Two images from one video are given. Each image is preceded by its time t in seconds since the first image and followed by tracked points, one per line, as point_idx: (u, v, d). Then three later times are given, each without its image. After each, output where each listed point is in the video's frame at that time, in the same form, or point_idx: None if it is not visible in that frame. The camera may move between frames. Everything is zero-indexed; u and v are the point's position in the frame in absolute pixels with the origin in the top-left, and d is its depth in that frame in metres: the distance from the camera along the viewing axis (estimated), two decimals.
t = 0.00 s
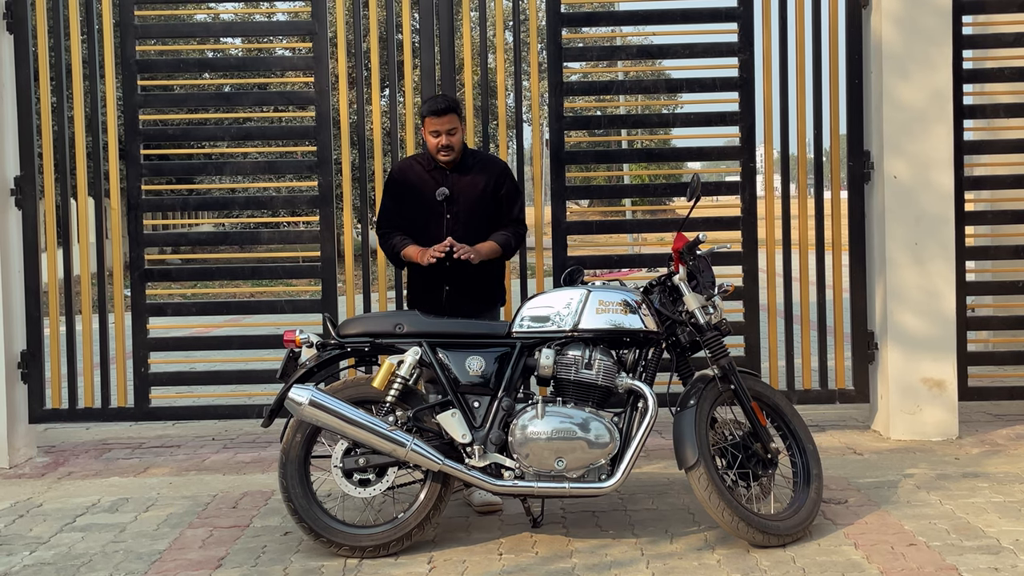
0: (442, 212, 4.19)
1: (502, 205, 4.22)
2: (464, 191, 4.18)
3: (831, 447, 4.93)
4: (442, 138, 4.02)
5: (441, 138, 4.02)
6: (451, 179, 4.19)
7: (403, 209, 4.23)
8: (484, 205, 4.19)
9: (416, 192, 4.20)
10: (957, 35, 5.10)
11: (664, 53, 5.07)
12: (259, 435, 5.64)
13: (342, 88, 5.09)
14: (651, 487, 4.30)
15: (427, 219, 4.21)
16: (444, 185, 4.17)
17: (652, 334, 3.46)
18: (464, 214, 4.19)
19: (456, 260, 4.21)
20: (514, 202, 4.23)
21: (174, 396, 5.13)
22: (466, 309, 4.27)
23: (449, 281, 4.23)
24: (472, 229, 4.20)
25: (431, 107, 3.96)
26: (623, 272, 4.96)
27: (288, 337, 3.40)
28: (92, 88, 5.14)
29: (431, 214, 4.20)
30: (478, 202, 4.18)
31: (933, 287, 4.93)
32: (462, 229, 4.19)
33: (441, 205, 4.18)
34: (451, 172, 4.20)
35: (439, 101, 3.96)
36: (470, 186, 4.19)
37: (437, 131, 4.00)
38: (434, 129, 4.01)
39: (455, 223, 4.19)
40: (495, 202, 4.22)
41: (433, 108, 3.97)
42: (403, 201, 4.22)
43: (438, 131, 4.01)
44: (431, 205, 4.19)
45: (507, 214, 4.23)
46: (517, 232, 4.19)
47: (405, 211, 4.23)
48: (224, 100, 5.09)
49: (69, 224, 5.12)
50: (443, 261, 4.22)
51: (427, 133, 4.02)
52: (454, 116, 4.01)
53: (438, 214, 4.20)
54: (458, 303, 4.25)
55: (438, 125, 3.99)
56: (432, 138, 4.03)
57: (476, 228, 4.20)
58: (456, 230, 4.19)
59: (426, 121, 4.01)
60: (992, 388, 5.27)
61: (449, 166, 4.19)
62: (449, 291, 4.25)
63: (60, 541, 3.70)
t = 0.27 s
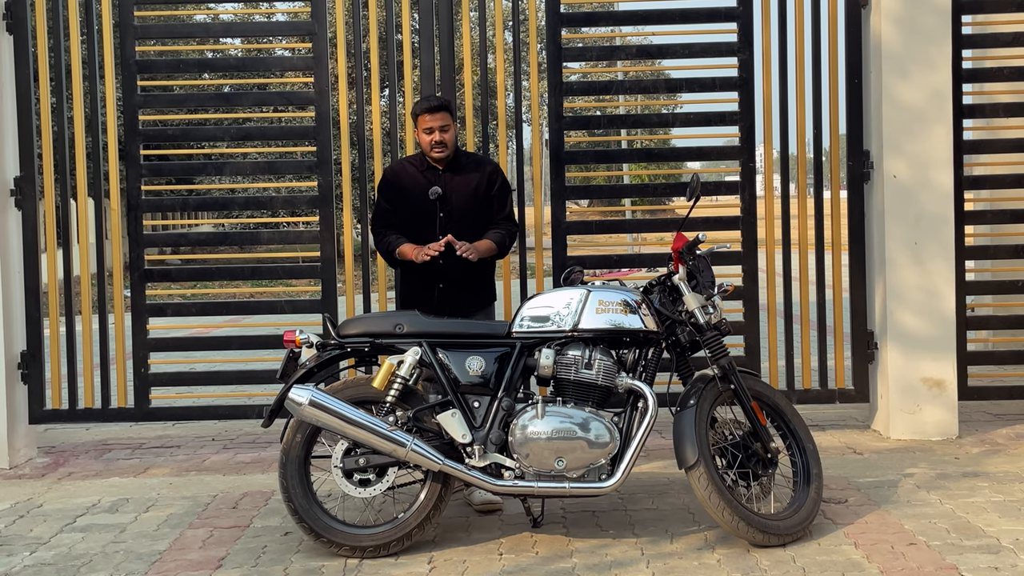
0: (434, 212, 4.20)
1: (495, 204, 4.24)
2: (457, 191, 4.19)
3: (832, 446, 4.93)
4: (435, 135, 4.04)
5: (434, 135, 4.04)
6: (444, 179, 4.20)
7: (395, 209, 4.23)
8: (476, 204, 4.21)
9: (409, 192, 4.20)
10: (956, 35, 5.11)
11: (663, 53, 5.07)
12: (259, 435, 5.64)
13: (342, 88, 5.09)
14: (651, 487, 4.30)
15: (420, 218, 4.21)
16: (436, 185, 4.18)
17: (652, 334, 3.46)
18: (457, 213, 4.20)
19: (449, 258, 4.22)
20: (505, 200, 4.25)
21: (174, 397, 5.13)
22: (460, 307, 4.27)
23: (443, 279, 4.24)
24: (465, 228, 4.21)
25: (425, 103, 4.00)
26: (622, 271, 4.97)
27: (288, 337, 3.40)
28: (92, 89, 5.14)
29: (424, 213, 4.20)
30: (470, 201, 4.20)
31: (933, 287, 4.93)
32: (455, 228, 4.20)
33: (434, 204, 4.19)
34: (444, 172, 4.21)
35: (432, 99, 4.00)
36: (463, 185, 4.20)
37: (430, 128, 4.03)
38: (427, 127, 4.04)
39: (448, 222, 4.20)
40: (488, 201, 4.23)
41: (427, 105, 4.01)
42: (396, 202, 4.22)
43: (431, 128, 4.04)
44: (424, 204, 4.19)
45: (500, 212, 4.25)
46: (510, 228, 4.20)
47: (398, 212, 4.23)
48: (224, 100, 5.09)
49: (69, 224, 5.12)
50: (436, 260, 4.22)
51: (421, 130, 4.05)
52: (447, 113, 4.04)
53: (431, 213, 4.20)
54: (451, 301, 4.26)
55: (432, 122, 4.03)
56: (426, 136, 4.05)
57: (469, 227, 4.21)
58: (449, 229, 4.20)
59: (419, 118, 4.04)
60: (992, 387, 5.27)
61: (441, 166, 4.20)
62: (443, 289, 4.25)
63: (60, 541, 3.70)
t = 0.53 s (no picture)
0: (431, 212, 4.20)
1: (492, 205, 4.25)
2: (454, 191, 4.20)
3: (832, 446, 4.93)
4: (430, 131, 4.04)
5: (429, 130, 4.04)
6: (441, 179, 4.22)
7: (392, 209, 4.23)
8: (474, 204, 4.22)
9: (406, 193, 4.21)
10: (956, 35, 5.11)
11: (663, 53, 5.07)
12: (259, 436, 5.64)
13: (342, 89, 5.08)
14: (651, 487, 4.30)
15: (417, 218, 4.21)
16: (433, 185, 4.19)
17: (652, 334, 3.46)
18: (454, 213, 4.21)
19: (447, 258, 4.21)
20: (504, 201, 4.24)
21: (174, 397, 5.13)
22: (457, 307, 4.26)
23: (440, 279, 4.23)
24: (462, 227, 4.21)
25: (424, 99, 3.99)
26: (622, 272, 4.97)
27: (288, 337, 3.41)
28: (92, 89, 5.14)
29: (420, 213, 4.20)
30: (468, 201, 4.21)
31: (933, 286, 4.93)
32: (452, 228, 4.21)
33: (431, 204, 4.20)
34: (441, 172, 4.23)
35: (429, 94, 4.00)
36: (460, 185, 4.21)
37: (426, 123, 4.03)
38: (423, 122, 4.04)
39: (445, 221, 4.20)
40: (485, 201, 4.24)
41: (424, 100, 4.00)
42: (393, 202, 4.22)
43: (427, 123, 4.04)
44: (421, 204, 4.20)
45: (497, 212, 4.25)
46: (511, 223, 4.16)
47: (395, 212, 4.23)
48: (223, 101, 5.09)
49: (69, 225, 5.12)
50: (433, 260, 4.22)
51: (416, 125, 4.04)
52: (443, 111, 4.04)
53: (428, 214, 4.20)
54: (449, 301, 4.25)
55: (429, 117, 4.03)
56: (421, 131, 4.05)
57: (466, 227, 4.21)
58: (447, 229, 4.21)
59: (416, 115, 4.05)
60: (991, 387, 5.27)
61: (438, 166, 4.22)
62: (440, 289, 4.24)
63: (60, 542, 3.70)
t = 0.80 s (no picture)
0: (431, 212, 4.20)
1: (491, 205, 4.25)
2: (453, 191, 4.20)
3: (832, 447, 4.93)
4: (431, 132, 4.04)
5: (429, 131, 4.04)
6: (441, 179, 4.21)
7: (391, 209, 4.23)
8: (473, 204, 4.22)
9: (405, 194, 4.21)
10: (956, 36, 5.11)
11: (663, 54, 5.07)
12: (260, 436, 5.64)
13: (342, 89, 5.08)
14: (651, 488, 4.30)
15: (416, 218, 4.21)
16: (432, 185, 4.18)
17: (652, 334, 3.46)
18: (454, 212, 4.20)
19: (446, 258, 4.22)
20: (502, 202, 4.26)
21: (174, 398, 5.13)
22: (456, 306, 4.26)
23: (439, 279, 4.23)
24: (461, 227, 4.22)
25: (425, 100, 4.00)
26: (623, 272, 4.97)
27: (288, 338, 3.42)
28: (92, 90, 5.14)
29: (419, 213, 4.20)
30: (467, 201, 4.21)
31: (933, 287, 4.93)
32: (451, 228, 4.21)
33: (430, 204, 4.19)
34: (440, 173, 4.22)
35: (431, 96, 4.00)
36: (459, 185, 4.21)
37: (426, 124, 4.03)
38: (423, 123, 4.04)
39: (444, 221, 4.20)
40: (484, 201, 4.24)
41: (425, 101, 4.01)
42: (393, 204, 4.23)
43: (427, 124, 4.04)
44: (420, 204, 4.20)
45: (496, 212, 4.26)
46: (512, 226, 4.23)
47: (394, 213, 4.23)
48: (223, 101, 5.10)
49: (69, 226, 5.12)
50: (432, 260, 4.22)
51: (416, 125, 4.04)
52: (443, 112, 4.05)
53: (427, 213, 4.20)
54: (448, 301, 4.24)
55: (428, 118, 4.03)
56: (421, 133, 4.05)
57: (464, 227, 4.22)
58: (446, 228, 4.21)
59: (416, 115, 4.05)
60: (992, 388, 5.27)
61: (437, 167, 4.21)
62: (440, 289, 4.24)
63: (61, 543, 3.70)
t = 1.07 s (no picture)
0: (431, 213, 4.20)
1: (490, 207, 4.26)
2: (453, 192, 4.20)
3: (833, 448, 4.93)
4: (438, 136, 4.03)
5: (437, 135, 4.03)
6: (440, 181, 4.21)
7: (391, 211, 4.23)
8: (473, 205, 4.22)
9: (405, 195, 4.20)
10: (957, 37, 5.11)
11: (664, 55, 5.08)
12: (260, 438, 5.64)
13: (342, 90, 5.08)
14: (652, 489, 4.30)
15: (416, 220, 4.21)
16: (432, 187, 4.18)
17: (653, 336, 3.46)
18: (454, 214, 4.21)
19: (446, 260, 4.22)
20: (502, 204, 4.28)
21: (175, 399, 5.13)
22: (456, 307, 4.26)
23: (440, 280, 4.23)
24: (461, 229, 4.22)
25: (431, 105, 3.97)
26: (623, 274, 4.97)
27: (288, 340, 3.42)
28: (92, 92, 5.14)
29: (420, 215, 4.20)
30: (467, 202, 4.21)
31: (934, 288, 4.93)
32: (451, 229, 4.21)
33: (430, 206, 4.19)
34: (439, 174, 4.23)
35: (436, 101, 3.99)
36: (459, 187, 4.21)
37: (433, 129, 4.01)
38: (429, 128, 4.02)
39: (445, 223, 4.20)
40: (484, 203, 4.25)
41: (430, 107, 3.98)
42: (393, 205, 4.22)
43: (433, 129, 4.02)
44: (420, 205, 4.20)
45: (496, 213, 4.27)
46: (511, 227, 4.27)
47: (394, 215, 4.23)
48: (224, 103, 5.11)
49: (69, 227, 5.12)
50: (433, 261, 4.22)
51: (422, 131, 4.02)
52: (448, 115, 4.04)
53: (427, 215, 4.20)
54: (449, 302, 4.25)
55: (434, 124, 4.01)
56: (426, 138, 4.03)
57: (465, 228, 4.22)
58: (446, 230, 4.21)
59: (421, 120, 4.03)
60: (993, 389, 5.27)
61: (437, 168, 4.21)
62: (440, 290, 4.24)
63: (61, 544, 3.70)
